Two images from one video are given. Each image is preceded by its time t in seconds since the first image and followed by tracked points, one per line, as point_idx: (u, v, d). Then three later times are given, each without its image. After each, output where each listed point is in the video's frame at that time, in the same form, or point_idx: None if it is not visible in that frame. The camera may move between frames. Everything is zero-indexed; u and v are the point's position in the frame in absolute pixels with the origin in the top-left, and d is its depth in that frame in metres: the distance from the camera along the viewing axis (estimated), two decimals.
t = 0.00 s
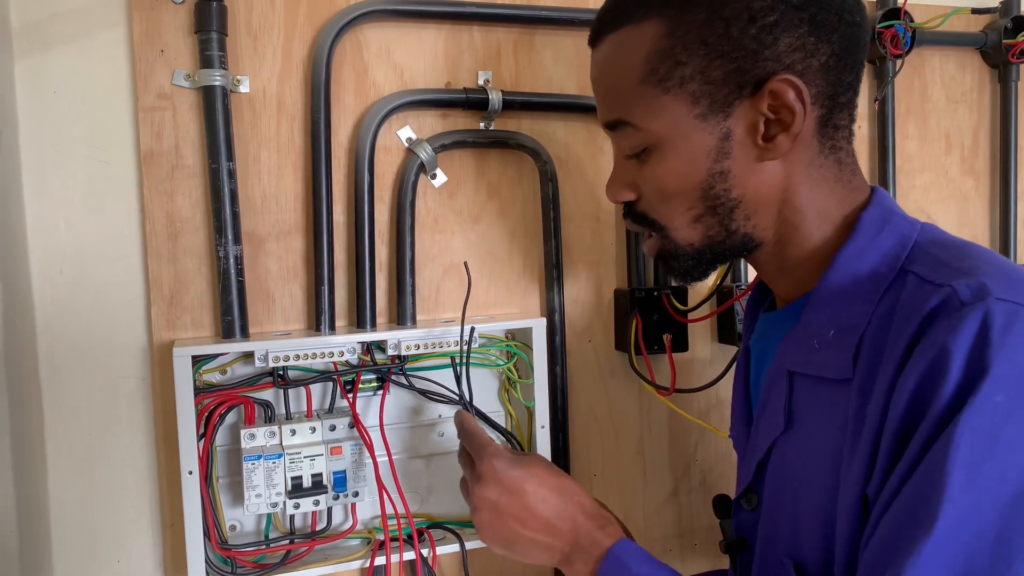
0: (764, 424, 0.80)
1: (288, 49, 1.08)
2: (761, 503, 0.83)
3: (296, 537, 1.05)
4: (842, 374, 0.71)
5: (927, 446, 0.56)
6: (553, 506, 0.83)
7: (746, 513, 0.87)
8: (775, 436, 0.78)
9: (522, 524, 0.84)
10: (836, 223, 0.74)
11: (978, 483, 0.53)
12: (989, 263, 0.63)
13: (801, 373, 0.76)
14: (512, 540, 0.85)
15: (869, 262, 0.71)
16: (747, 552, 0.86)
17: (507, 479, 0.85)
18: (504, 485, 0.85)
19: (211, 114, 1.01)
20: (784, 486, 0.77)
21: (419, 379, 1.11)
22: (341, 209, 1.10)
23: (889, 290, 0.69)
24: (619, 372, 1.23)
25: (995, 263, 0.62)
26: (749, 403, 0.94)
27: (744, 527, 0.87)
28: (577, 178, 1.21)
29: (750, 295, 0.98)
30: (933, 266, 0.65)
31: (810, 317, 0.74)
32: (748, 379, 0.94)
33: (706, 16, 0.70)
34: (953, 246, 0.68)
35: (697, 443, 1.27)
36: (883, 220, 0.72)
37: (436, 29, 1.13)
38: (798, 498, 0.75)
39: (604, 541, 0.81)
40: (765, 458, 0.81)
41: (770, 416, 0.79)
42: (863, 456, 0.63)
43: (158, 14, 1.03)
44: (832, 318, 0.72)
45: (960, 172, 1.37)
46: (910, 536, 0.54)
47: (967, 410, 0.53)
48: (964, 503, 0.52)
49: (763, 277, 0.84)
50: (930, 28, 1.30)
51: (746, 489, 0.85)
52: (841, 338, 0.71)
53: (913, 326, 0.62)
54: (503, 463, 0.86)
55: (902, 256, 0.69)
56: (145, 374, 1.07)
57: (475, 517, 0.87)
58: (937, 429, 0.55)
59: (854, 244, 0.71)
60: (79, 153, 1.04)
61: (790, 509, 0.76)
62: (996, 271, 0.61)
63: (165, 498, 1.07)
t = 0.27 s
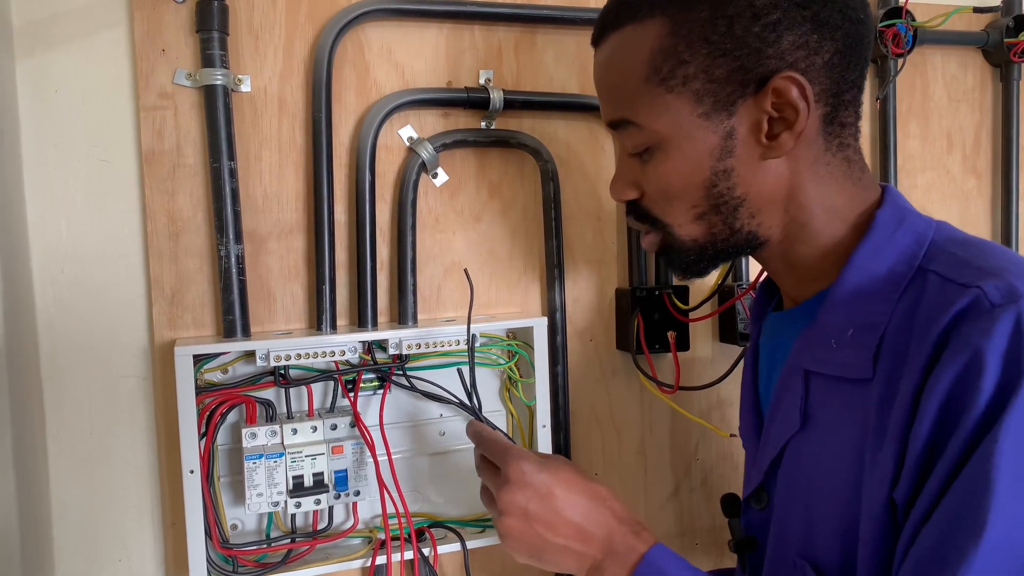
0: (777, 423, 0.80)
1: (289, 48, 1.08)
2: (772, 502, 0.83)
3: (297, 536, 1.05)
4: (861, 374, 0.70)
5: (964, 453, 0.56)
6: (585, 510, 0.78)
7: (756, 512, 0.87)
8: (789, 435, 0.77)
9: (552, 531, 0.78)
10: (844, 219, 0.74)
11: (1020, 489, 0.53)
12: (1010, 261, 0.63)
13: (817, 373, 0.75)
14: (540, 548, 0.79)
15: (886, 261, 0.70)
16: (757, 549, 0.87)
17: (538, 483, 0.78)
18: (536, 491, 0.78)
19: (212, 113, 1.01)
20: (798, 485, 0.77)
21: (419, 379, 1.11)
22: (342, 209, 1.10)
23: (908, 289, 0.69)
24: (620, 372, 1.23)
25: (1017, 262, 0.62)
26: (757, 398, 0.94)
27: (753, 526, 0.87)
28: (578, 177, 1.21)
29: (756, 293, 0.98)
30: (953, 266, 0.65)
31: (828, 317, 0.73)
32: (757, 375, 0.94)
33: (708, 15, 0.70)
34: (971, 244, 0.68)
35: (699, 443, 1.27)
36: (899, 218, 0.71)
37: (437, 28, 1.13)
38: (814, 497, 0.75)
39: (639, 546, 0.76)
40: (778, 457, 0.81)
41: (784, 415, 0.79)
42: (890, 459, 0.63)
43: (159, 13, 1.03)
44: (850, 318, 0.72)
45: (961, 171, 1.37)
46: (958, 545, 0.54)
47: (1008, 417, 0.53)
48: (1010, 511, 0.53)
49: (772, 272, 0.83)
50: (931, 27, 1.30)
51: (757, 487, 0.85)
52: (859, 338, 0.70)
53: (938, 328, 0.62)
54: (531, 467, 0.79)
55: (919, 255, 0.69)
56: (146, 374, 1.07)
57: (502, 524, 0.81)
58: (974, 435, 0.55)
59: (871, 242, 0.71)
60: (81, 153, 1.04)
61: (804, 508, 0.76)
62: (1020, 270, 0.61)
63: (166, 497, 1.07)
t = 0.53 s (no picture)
0: (786, 423, 0.77)
1: (289, 47, 1.08)
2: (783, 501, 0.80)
3: (297, 535, 1.05)
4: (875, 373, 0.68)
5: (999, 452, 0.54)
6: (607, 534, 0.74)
7: (766, 511, 0.84)
8: (800, 434, 0.75)
9: (573, 557, 0.74)
10: (850, 218, 0.73)
11: None
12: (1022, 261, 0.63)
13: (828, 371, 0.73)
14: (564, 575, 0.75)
15: (897, 259, 0.70)
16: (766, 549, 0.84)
17: (559, 509, 0.74)
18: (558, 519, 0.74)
19: (212, 112, 1.01)
20: (807, 488, 0.74)
21: (419, 379, 1.11)
22: (342, 208, 1.10)
23: (921, 287, 0.68)
24: (620, 371, 1.23)
25: None
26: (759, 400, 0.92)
27: (762, 524, 0.85)
28: (578, 177, 1.21)
29: (761, 292, 0.97)
30: (968, 264, 0.64)
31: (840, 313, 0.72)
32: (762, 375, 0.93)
33: (710, 17, 0.70)
34: (981, 244, 0.67)
35: (699, 442, 1.27)
36: (908, 217, 0.71)
37: (437, 28, 1.13)
38: (826, 499, 0.72)
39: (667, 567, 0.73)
40: (787, 457, 0.78)
41: (794, 414, 0.76)
42: (911, 454, 0.61)
43: (159, 13, 1.03)
44: (862, 316, 0.70)
45: (962, 170, 1.37)
46: (1000, 548, 0.52)
47: None
48: None
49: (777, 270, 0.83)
50: (932, 26, 1.30)
51: (765, 487, 0.82)
52: (872, 335, 0.69)
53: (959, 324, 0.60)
54: (547, 494, 0.75)
55: (930, 253, 0.69)
56: (146, 373, 1.07)
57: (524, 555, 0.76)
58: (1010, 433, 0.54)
59: (881, 240, 0.70)
60: (81, 152, 1.04)
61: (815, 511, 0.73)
62: None
63: (166, 496, 1.07)
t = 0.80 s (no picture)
0: (797, 426, 0.77)
1: (291, 49, 1.08)
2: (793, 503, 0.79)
3: (298, 536, 1.05)
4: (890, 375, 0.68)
5: None
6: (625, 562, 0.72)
7: (775, 514, 0.83)
8: (814, 436, 0.74)
9: None
10: (860, 220, 0.74)
11: None
12: None
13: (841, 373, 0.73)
14: None
15: (908, 263, 0.70)
16: (775, 552, 0.83)
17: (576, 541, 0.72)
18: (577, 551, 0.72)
19: (214, 113, 1.02)
20: (820, 490, 0.73)
21: (419, 381, 1.11)
22: (343, 209, 1.11)
23: (933, 290, 0.68)
24: (620, 373, 1.23)
25: None
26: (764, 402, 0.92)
27: (772, 527, 0.84)
28: (578, 179, 1.21)
29: (767, 293, 0.96)
30: (981, 267, 0.65)
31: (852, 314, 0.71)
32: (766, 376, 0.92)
33: (725, 18, 0.71)
34: (989, 248, 0.68)
35: (699, 444, 1.28)
36: (918, 221, 0.72)
37: (438, 30, 1.14)
38: (840, 502, 0.71)
39: None
40: (799, 460, 0.78)
41: (806, 416, 0.76)
42: (934, 454, 0.61)
43: (161, 14, 1.03)
44: (876, 318, 0.70)
45: (960, 174, 1.37)
46: None
47: None
48: None
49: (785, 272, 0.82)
50: (931, 30, 1.30)
51: (775, 489, 0.81)
52: (887, 338, 0.69)
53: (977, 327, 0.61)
54: (563, 527, 0.73)
55: (941, 257, 0.69)
56: (148, 373, 1.07)
57: None
58: None
59: (894, 243, 0.70)
60: (83, 153, 1.04)
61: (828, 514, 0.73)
62: None
63: (167, 496, 1.07)
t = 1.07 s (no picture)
0: (813, 431, 0.76)
1: (295, 52, 1.08)
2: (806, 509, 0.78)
3: (299, 539, 1.05)
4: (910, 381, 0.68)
5: None
6: None
7: (786, 520, 0.82)
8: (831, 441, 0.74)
9: None
10: (879, 223, 0.74)
11: None
12: None
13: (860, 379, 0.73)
14: None
15: (928, 270, 0.71)
16: (787, 558, 0.81)
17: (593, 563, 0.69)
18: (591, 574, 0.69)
19: (218, 116, 1.02)
20: (835, 495, 0.73)
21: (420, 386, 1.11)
22: (346, 213, 1.11)
23: (954, 298, 0.69)
24: (622, 377, 1.23)
25: None
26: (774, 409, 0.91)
27: (782, 532, 0.82)
28: (581, 183, 1.21)
29: (778, 298, 0.97)
30: (1002, 275, 0.66)
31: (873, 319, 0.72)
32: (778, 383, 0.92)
33: (748, 22, 0.72)
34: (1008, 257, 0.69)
35: (699, 449, 1.28)
36: (937, 229, 0.72)
37: (442, 34, 1.14)
38: (857, 507, 0.71)
39: None
40: (813, 466, 0.77)
41: (823, 422, 0.76)
42: (958, 459, 0.61)
43: (165, 16, 1.03)
44: (896, 324, 0.71)
45: (963, 181, 1.38)
46: None
47: None
48: None
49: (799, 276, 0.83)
50: (934, 37, 1.30)
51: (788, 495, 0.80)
52: (908, 344, 0.69)
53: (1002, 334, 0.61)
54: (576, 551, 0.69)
55: (960, 265, 0.70)
56: (149, 375, 1.07)
57: None
58: None
59: (913, 250, 0.71)
60: (87, 154, 1.04)
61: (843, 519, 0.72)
62: None
63: (168, 498, 1.07)
